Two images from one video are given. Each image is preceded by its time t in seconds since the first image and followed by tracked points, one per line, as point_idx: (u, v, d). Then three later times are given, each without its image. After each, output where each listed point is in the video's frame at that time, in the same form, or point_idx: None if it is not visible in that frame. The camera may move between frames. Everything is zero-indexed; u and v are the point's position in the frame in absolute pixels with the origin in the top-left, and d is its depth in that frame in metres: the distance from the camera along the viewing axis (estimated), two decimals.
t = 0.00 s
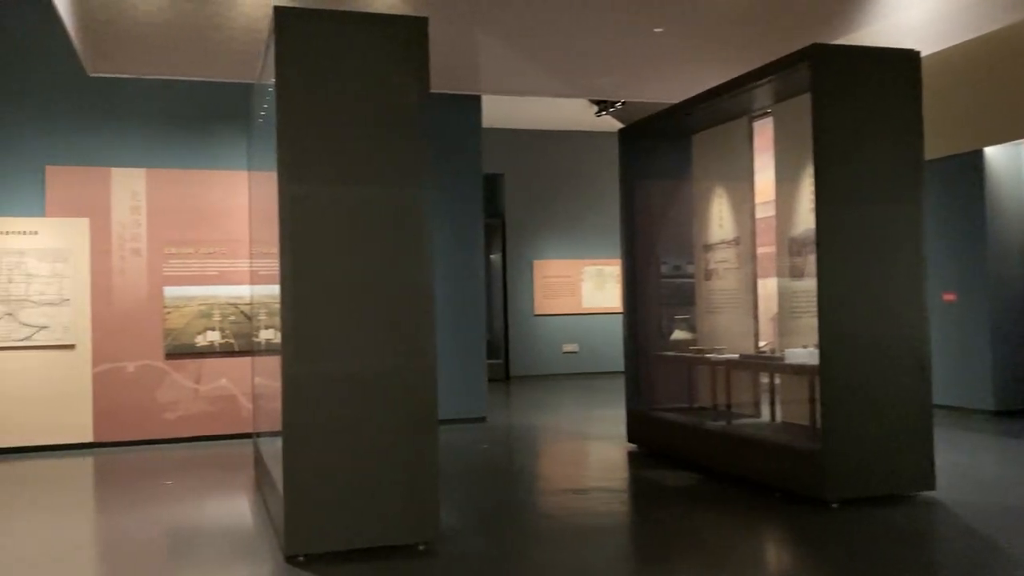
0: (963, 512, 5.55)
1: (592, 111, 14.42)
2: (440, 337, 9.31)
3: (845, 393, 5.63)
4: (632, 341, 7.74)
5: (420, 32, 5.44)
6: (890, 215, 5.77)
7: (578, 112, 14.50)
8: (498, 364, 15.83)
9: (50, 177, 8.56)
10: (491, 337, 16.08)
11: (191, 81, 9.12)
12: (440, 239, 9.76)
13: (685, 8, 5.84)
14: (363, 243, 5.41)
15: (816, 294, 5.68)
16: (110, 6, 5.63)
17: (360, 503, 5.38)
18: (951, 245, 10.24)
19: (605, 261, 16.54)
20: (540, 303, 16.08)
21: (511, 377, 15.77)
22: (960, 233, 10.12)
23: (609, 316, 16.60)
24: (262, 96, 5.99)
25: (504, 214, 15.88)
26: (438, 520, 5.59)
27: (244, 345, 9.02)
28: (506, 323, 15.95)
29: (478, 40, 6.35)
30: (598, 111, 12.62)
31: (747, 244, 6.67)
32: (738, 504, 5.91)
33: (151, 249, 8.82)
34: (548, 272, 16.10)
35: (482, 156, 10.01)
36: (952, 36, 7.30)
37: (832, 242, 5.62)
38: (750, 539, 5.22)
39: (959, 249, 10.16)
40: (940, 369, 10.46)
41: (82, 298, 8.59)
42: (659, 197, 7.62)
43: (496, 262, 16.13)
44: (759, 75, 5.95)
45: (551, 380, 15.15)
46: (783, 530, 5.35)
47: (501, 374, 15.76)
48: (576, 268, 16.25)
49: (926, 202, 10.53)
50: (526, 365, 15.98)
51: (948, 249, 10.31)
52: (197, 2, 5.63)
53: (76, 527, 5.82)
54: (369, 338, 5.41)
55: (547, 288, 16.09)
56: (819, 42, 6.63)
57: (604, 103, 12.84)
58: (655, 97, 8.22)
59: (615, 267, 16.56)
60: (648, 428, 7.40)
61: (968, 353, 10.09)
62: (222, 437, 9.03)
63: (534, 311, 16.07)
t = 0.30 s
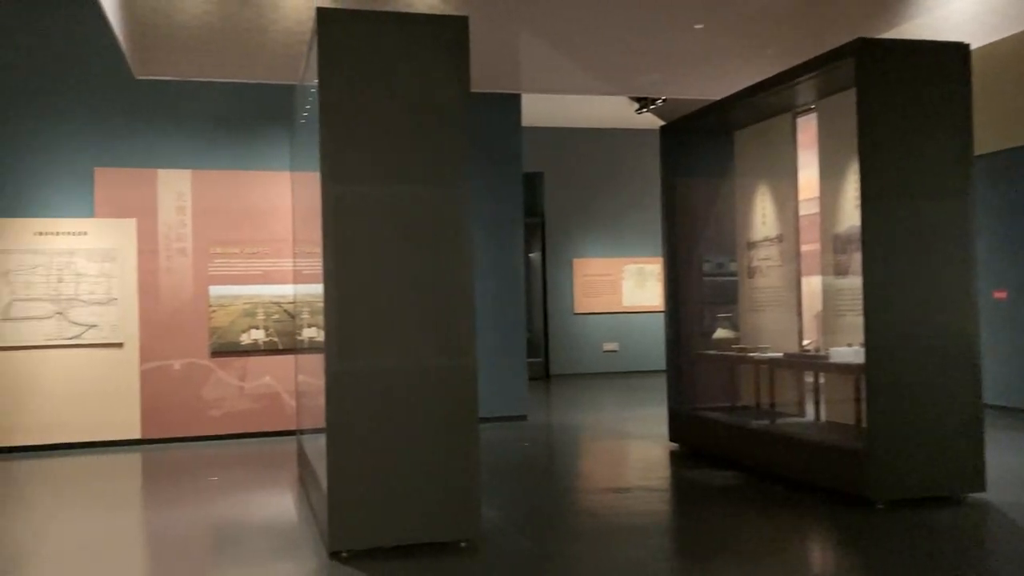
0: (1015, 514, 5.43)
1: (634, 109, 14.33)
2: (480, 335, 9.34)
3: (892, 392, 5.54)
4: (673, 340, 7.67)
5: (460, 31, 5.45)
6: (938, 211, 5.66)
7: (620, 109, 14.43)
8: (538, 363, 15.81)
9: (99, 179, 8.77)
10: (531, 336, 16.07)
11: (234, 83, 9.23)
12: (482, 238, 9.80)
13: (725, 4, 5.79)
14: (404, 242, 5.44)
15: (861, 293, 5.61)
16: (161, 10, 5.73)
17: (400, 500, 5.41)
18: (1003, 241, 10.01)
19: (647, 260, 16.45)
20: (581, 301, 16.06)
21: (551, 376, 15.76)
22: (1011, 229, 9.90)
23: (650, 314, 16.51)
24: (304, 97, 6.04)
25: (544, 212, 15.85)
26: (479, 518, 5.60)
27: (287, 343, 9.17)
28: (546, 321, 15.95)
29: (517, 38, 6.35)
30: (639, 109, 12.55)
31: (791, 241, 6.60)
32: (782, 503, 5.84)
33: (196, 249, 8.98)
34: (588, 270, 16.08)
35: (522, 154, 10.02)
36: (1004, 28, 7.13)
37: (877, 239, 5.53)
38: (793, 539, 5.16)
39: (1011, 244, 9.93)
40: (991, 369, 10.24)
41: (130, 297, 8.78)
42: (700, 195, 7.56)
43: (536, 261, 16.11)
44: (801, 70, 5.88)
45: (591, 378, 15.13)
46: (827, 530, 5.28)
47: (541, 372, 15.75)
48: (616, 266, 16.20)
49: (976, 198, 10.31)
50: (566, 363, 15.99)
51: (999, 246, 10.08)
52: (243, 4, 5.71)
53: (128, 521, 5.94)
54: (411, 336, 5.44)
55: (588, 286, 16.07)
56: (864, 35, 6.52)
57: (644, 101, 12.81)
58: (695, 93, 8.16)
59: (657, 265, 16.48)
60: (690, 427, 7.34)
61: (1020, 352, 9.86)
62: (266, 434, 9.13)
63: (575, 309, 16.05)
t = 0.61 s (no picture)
0: None
1: (678, 104, 14.26)
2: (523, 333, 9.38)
3: (946, 391, 5.42)
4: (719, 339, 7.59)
5: (505, 28, 5.45)
6: (994, 205, 5.53)
7: (666, 105, 14.39)
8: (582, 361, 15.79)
9: (150, 180, 8.96)
10: (575, 335, 15.99)
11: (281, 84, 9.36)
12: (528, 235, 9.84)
13: None
14: (451, 240, 5.46)
15: (913, 289, 5.51)
16: (214, 12, 5.84)
17: (448, 497, 5.43)
18: None
19: (692, 256, 16.36)
20: (624, 298, 15.98)
21: (595, 373, 15.73)
22: None
23: (695, 312, 16.38)
24: (350, 97, 6.10)
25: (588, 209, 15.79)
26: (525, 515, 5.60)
27: (333, 341, 9.22)
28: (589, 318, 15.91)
29: (560, 35, 6.33)
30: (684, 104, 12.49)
31: (839, 237, 6.52)
32: (831, 504, 5.76)
33: (245, 247, 9.11)
34: (633, 267, 16.00)
35: (566, 152, 10.02)
36: None
37: (930, 234, 5.42)
38: (844, 540, 5.08)
39: None
40: None
41: (180, 295, 8.95)
42: (747, 191, 7.49)
43: (580, 259, 15.91)
44: (850, 64, 5.79)
45: (636, 376, 15.05)
46: (878, 531, 5.19)
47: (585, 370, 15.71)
48: (661, 263, 16.11)
49: None
50: (611, 361, 15.93)
51: None
52: (290, 6, 5.78)
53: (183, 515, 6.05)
54: (459, 333, 5.46)
55: (633, 284, 16.00)
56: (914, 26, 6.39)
57: (689, 96, 12.75)
58: (740, 89, 8.08)
59: (703, 262, 16.38)
60: (736, 426, 7.27)
61: None
62: (312, 430, 9.21)
63: (619, 306, 15.97)
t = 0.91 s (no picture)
0: None
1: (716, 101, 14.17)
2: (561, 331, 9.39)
3: (991, 390, 5.31)
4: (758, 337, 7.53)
5: (542, 25, 5.45)
6: None
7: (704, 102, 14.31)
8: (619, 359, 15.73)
9: (191, 180, 9.10)
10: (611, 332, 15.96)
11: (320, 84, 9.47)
12: (565, 233, 9.86)
13: None
14: (488, 238, 5.47)
15: (957, 286, 5.42)
16: (256, 13, 5.92)
17: (485, 494, 5.45)
18: None
19: (730, 253, 16.24)
20: (661, 296, 15.92)
21: (632, 372, 15.66)
22: None
23: (732, 310, 16.25)
24: (387, 96, 6.14)
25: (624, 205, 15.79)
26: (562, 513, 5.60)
27: (371, 339, 9.32)
28: (626, 317, 15.84)
29: (596, 32, 6.32)
30: (721, 101, 12.41)
31: (881, 234, 6.45)
32: (873, 504, 5.68)
33: (284, 246, 9.22)
34: (671, 265, 15.92)
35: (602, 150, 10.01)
36: None
37: (975, 230, 5.32)
38: (885, 541, 5.01)
39: None
40: None
41: (221, 293, 9.06)
42: (785, 187, 7.41)
43: (616, 256, 15.92)
44: (891, 59, 5.70)
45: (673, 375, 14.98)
46: (920, 532, 5.11)
47: (622, 368, 15.65)
48: (699, 260, 16.02)
49: None
50: (647, 359, 15.88)
51: None
52: (328, 6, 5.84)
53: (225, 510, 6.14)
54: (496, 331, 5.48)
55: (669, 281, 15.93)
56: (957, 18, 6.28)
57: (727, 92, 12.65)
58: (777, 84, 8.00)
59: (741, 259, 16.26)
60: (774, 424, 7.21)
61: None
62: (351, 427, 9.29)
63: (655, 304, 15.91)
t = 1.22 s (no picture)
0: None
1: (754, 95, 14.03)
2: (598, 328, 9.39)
3: None
4: (797, 335, 7.34)
5: (579, 21, 5.44)
6: None
7: (742, 97, 14.18)
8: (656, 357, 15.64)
9: (232, 178, 9.24)
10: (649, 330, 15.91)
11: (358, 83, 9.55)
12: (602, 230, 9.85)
13: None
14: (526, 235, 5.48)
15: (1004, 282, 5.31)
16: (296, 13, 5.96)
17: (524, 491, 5.46)
18: None
19: (770, 250, 16.09)
20: (700, 293, 15.83)
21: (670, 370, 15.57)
22: None
23: (771, 307, 16.10)
24: (424, 93, 6.17)
25: (662, 201, 15.66)
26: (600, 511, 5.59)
27: (409, 336, 9.38)
28: (663, 314, 15.76)
29: (633, 28, 6.28)
30: (760, 96, 12.27)
31: (925, 229, 6.35)
32: (916, 504, 5.59)
33: (324, 244, 9.32)
34: (709, 262, 15.83)
35: (639, 147, 9.99)
36: None
37: None
38: (930, 542, 4.92)
39: None
40: None
41: (261, 291, 9.18)
42: (826, 183, 7.28)
43: (653, 253, 15.85)
44: (936, 51, 5.57)
45: (711, 372, 14.88)
46: (965, 533, 5.01)
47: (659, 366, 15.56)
48: (738, 257, 15.90)
49: None
50: (686, 357, 15.79)
51: None
52: (365, 5, 5.87)
53: (268, 504, 6.22)
54: (535, 329, 5.48)
55: (708, 278, 15.83)
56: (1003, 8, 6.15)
57: (766, 86, 12.51)
58: (817, 78, 7.89)
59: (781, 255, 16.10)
60: (815, 423, 7.11)
61: None
62: (389, 423, 9.35)
63: (694, 301, 15.83)
